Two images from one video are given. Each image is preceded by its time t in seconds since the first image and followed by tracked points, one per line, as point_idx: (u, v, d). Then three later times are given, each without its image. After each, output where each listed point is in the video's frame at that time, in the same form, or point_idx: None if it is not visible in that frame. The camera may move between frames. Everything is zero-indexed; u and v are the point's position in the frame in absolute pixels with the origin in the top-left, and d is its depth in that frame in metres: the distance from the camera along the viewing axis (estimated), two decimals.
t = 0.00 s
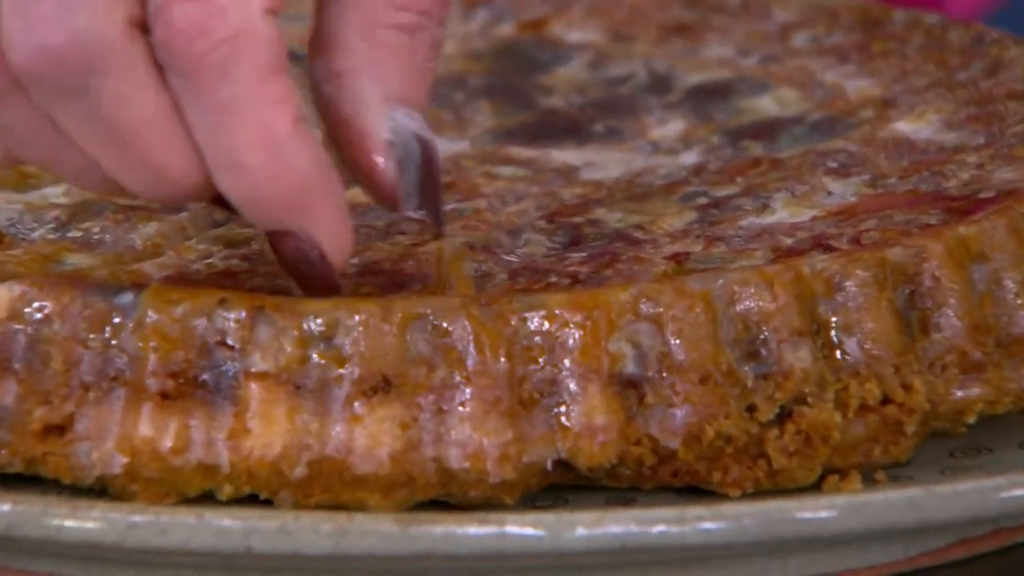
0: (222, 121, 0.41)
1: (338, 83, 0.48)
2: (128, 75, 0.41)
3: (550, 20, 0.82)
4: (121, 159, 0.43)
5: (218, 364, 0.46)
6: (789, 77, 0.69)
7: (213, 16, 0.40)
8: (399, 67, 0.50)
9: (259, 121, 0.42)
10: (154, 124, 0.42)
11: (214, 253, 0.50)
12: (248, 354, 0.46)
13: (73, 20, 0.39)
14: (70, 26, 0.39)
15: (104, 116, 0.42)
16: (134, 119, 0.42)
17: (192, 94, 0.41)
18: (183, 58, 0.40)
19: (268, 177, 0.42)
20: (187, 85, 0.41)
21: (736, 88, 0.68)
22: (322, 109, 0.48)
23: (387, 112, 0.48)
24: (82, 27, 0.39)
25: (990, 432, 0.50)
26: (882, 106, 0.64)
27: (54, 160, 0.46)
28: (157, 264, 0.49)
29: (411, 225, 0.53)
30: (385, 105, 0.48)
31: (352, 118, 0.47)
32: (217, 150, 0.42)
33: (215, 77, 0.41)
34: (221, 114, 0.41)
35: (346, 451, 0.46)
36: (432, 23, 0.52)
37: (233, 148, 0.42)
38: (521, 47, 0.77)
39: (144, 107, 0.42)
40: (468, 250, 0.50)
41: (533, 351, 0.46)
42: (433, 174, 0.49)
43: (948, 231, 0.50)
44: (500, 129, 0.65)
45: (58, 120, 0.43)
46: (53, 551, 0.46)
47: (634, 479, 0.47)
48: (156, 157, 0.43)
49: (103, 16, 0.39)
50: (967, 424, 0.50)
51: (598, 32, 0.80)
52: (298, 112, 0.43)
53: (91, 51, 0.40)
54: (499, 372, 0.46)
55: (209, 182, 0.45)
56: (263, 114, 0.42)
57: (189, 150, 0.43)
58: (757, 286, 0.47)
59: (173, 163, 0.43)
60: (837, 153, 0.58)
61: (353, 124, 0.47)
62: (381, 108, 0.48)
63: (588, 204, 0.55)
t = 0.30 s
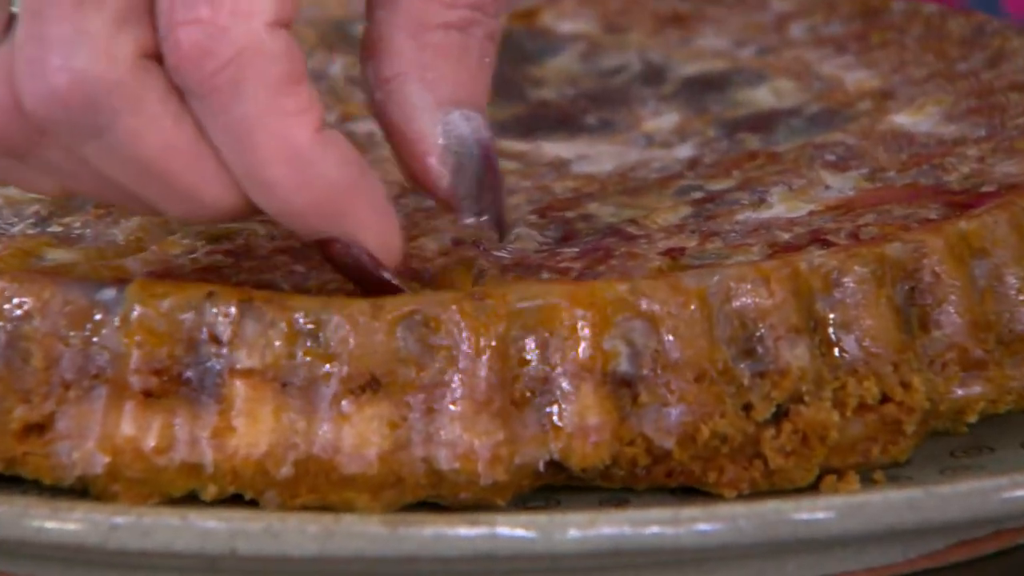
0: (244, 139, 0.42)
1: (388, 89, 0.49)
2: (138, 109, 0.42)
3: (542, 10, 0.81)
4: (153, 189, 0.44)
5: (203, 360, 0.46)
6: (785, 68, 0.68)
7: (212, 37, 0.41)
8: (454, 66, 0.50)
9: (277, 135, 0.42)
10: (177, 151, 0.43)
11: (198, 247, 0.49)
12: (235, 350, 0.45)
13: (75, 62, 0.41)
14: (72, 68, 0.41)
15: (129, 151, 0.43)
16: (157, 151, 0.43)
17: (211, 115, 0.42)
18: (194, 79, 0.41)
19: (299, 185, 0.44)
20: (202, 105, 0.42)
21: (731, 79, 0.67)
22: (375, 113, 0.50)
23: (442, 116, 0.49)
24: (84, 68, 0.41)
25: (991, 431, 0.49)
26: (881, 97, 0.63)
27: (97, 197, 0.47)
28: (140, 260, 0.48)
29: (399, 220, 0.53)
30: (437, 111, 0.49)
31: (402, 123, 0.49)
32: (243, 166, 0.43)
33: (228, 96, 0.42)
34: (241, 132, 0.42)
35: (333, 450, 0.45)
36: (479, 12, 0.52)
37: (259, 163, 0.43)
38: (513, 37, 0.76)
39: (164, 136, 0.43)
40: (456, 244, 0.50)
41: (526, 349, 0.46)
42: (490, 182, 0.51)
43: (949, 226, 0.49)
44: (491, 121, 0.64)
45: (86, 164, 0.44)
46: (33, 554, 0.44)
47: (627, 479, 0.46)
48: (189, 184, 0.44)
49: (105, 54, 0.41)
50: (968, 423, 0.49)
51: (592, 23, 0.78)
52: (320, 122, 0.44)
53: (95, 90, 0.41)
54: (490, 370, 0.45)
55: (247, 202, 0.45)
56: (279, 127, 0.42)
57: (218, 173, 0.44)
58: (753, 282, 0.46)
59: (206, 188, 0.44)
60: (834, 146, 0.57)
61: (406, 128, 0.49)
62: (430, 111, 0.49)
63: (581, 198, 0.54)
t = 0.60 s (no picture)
0: (301, 149, 0.41)
1: (441, 124, 0.47)
2: (191, 121, 0.41)
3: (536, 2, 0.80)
4: (207, 205, 0.43)
5: (187, 358, 0.45)
6: (782, 61, 0.67)
7: (259, 50, 0.40)
8: (502, 99, 0.48)
9: (337, 145, 0.42)
10: (233, 166, 0.42)
11: (182, 243, 0.48)
12: (219, 347, 0.44)
13: (125, 77, 0.39)
14: (123, 85, 0.39)
15: (183, 167, 0.42)
16: (213, 168, 0.42)
17: (265, 127, 0.41)
18: (243, 93, 0.40)
19: (361, 194, 0.43)
20: (253, 117, 0.41)
21: (727, 72, 0.66)
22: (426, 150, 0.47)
23: (494, 148, 0.46)
24: (135, 83, 0.39)
25: (993, 431, 0.48)
26: (880, 90, 0.62)
27: (145, 216, 0.46)
28: (123, 256, 0.47)
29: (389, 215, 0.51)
30: (488, 145, 0.46)
31: (454, 162, 0.46)
32: (301, 176, 0.42)
33: (282, 107, 0.41)
34: (298, 142, 0.41)
35: (320, 450, 0.44)
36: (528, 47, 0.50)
37: (319, 172, 0.42)
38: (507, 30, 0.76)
39: (220, 151, 0.42)
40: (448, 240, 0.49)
41: (516, 347, 0.44)
42: (550, 210, 0.47)
43: (950, 221, 0.48)
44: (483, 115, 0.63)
45: (137, 180, 0.43)
46: (13, 556, 0.43)
47: (620, 480, 0.45)
48: (247, 202, 0.43)
49: (158, 69, 0.39)
50: (969, 423, 0.48)
51: (586, 15, 0.78)
52: (377, 125, 0.43)
53: (149, 107, 0.40)
54: (480, 368, 0.44)
55: (303, 213, 0.45)
56: (337, 134, 0.41)
57: (274, 186, 0.43)
58: (749, 277, 0.45)
59: (263, 202, 0.43)
60: (832, 140, 0.56)
61: (458, 163, 0.46)
62: (483, 147, 0.46)
63: (574, 192, 0.53)
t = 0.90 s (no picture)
0: (266, 133, 0.40)
1: (459, 109, 0.47)
2: (157, 96, 0.40)
3: None
4: (173, 185, 0.43)
5: (167, 359, 0.44)
6: (773, 54, 0.66)
7: (236, 24, 0.39)
8: (524, 88, 0.48)
9: (300, 129, 0.40)
10: (197, 145, 0.41)
11: (161, 241, 0.47)
12: (199, 348, 0.43)
13: (92, 45, 0.39)
14: (90, 52, 0.39)
15: (147, 141, 0.41)
16: (177, 144, 0.41)
17: (234, 109, 0.40)
18: (216, 69, 0.39)
19: (322, 183, 0.42)
20: (225, 96, 0.40)
21: (717, 65, 0.65)
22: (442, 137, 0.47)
23: (513, 136, 0.46)
24: (101, 52, 0.39)
25: (989, 432, 0.47)
26: (872, 83, 0.61)
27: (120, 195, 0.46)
28: (101, 254, 0.46)
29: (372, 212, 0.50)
30: (506, 131, 0.46)
31: (473, 142, 0.46)
32: (263, 161, 0.41)
33: (251, 85, 0.40)
34: (263, 125, 0.40)
35: (303, 452, 0.43)
36: (551, 40, 0.51)
37: (279, 158, 0.41)
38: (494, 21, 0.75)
39: (186, 128, 0.41)
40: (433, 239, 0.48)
41: (502, 348, 0.44)
42: (569, 205, 0.46)
43: (945, 218, 0.47)
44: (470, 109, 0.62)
45: (107, 155, 0.43)
46: None
47: (609, 483, 0.44)
48: (209, 183, 0.42)
49: (128, 42, 0.39)
50: (964, 423, 0.47)
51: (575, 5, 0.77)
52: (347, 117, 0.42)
53: (112, 77, 0.40)
54: (466, 369, 0.43)
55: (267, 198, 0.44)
56: (301, 121, 0.41)
57: (241, 171, 0.42)
58: (739, 276, 0.44)
59: (226, 185, 0.42)
60: (824, 134, 0.56)
61: (474, 146, 0.46)
62: (502, 133, 0.46)
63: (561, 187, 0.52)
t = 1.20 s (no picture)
0: (342, 153, 0.38)
1: (476, 117, 0.44)
2: (229, 118, 0.37)
3: None
4: (237, 204, 0.40)
5: (138, 356, 0.43)
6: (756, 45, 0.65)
7: (315, 45, 0.36)
8: (547, 111, 0.45)
9: (380, 148, 0.38)
10: (269, 165, 0.39)
11: (131, 237, 0.47)
12: (171, 347, 0.43)
13: (167, 67, 0.36)
14: (163, 75, 0.36)
15: (215, 163, 0.39)
16: (247, 165, 0.39)
17: (309, 127, 0.38)
18: (293, 91, 0.37)
19: (399, 203, 0.39)
20: (299, 116, 0.38)
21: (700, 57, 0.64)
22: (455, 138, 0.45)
23: (521, 158, 0.44)
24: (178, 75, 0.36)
25: (974, 432, 0.46)
26: (856, 76, 0.60)
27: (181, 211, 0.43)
28: (71, 250, 0.45)
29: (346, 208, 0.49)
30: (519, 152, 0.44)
31: (481, 154, 0.44)
32: (338, 181, 0.39)
33: (329, 105, 0.37)
34: (339, 145, 0.38)
35: (276, 453, 0.42)
36: (589, 67, 0.48)
37: (356, 178, 0.39)
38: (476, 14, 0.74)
39: (257, 148, 0.38)
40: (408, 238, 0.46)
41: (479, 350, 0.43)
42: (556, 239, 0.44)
43: (931, 214, 0.46)
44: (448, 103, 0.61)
45: (170, 174, 0.40)
46: None
47: (588, 485, 0.43)
48: (277, 202, 0.40)
49: (201, 62, 0.36)
50: (950, 424, 0.46)
51: None
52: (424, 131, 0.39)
53: (188, 99, 0.36)
54: (442, 370, 0.43)
55: (338, 213, 0.41)
56: (378, 140, 0.38)
57: (311, 190, 0.40)
58: (720, 275, 0.43)
59: (296, 205, 0.40)
60: (808, 129, 0.55)
61: (481, 157, 0.43)
62: (514, 152, 0.43)
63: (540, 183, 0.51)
